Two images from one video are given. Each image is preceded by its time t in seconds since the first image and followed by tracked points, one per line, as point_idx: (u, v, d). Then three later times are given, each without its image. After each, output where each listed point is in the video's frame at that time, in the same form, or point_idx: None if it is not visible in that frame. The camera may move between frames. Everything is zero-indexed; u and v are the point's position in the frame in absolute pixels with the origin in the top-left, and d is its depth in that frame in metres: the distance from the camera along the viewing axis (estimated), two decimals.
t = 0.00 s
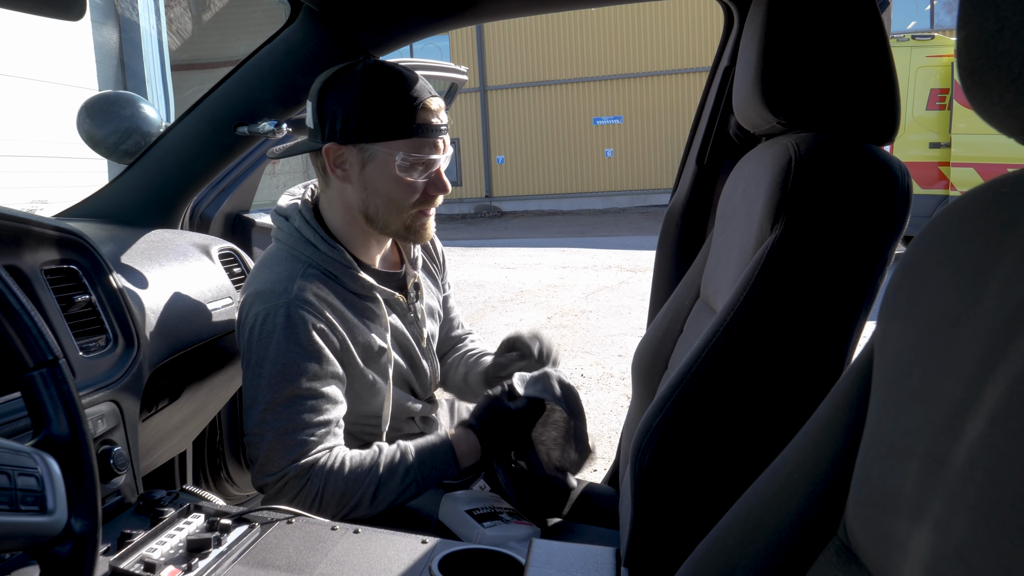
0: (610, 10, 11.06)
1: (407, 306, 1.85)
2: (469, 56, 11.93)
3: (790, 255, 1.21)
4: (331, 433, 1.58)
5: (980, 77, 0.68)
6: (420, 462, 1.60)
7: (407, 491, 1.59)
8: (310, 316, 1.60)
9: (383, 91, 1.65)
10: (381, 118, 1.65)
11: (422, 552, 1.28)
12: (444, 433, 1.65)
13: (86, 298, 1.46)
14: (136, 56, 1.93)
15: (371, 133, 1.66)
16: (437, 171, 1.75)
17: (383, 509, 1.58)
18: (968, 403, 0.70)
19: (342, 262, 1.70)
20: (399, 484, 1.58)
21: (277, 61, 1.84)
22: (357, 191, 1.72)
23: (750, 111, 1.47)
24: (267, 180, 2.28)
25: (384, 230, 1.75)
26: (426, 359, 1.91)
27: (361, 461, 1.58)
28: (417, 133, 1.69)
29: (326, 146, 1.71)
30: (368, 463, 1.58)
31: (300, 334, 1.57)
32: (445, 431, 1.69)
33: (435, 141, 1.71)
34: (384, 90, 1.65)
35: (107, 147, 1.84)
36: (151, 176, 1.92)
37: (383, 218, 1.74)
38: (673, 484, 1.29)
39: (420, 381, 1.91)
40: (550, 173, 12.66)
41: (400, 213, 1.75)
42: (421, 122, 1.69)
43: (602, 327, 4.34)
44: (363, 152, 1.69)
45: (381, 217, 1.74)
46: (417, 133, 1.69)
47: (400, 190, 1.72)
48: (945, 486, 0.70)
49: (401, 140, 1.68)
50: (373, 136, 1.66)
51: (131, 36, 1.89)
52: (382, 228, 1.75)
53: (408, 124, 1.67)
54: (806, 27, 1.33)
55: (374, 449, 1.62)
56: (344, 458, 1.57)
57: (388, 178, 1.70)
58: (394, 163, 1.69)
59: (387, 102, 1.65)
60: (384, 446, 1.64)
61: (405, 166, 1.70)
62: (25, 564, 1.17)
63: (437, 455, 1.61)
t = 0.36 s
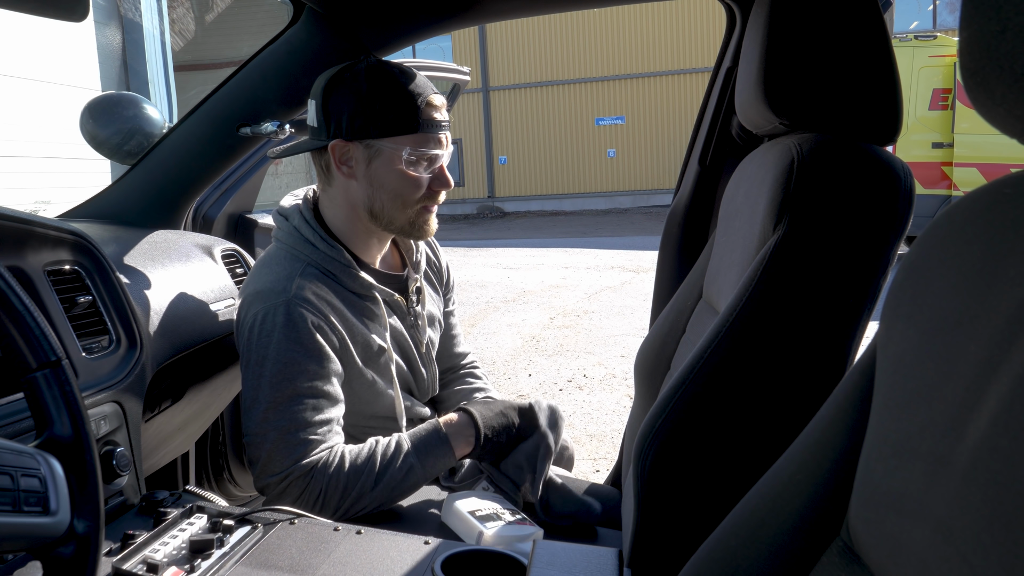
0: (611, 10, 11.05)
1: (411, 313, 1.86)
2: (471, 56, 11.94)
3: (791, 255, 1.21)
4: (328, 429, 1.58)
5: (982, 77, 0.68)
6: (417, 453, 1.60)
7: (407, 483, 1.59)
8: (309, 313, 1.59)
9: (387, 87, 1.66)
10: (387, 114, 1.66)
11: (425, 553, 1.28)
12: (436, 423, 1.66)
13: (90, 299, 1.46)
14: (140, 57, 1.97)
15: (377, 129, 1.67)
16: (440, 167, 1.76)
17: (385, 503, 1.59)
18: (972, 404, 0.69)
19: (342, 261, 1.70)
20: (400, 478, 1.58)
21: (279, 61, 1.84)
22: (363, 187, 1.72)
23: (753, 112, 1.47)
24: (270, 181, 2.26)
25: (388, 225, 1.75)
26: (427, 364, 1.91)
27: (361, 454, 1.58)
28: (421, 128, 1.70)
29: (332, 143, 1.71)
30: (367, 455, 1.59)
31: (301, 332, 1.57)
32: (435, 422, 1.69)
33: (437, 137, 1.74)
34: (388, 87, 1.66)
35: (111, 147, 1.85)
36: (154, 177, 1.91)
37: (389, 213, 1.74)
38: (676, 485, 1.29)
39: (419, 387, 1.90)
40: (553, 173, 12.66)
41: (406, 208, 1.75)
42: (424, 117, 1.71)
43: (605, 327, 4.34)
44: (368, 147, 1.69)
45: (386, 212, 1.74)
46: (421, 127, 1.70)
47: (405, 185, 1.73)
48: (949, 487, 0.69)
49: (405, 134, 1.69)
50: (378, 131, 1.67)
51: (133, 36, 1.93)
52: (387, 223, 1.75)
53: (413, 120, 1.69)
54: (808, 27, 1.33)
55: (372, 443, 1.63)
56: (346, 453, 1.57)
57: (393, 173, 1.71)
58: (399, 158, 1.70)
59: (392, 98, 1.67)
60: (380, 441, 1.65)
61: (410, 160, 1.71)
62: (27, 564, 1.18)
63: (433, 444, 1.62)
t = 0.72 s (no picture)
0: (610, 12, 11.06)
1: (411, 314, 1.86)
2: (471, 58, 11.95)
3: (789, 257, 1.21)
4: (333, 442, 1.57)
5: (981, 79, 0.68)
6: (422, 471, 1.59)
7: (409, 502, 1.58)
8: (310, 317, 1.59)
9: (401, 93, 1.66)
10: (398, 119, 1.66)
11: (424, 555, 1.28)
12: (448, 442, 1.64)
13: (89, 301, 1.46)
14: (139, 58, 1.98)
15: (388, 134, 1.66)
16: (446, 179, 1.76)
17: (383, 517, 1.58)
18: (971, 405, 0.69)
19: (345, 264, 1.70)
20: (402, 494, 1.57)
21: (279, 63, 1.84)
22: (368, 191, 1.72)
23: (752, 113, 1.47)
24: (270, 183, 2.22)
25: (389, 233, 1.75)
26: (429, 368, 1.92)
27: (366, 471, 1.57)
28: (431, 139, 1.70)
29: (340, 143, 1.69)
30: (371, 472, 1.58)
31: (302, 335, 1.57)
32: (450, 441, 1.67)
33: (446, 148, 1.73)
34: (402, 93, 1.66)
35: (110, 149, 1.84)
36: (152, 179, 1.88)
37: (390, 220, 1.74)
38: (676, 486, 1.29)
39: (421, 387, 1.89)
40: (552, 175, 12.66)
41: (408, 216, 1.75)
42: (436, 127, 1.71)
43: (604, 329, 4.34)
44: (377, 152, 1.69)
45: (387, 219, 1.74)
46: (432, 138, 1.70)
47: (410, 194, 1.73)
48: (948, 488, 0.69)
49: (415, 143, 1.69)
50: (388, 136, 1.66)
51: (134, 38, 1.93)
52: (387, 230, 1.75)
53: (424, 129, 1.68)
54: (808, 28, 1.33)
55: (378, 458, 1.62)
56: (349, 466, 1.57)
57: (398, 181, 1.71)
58: (407, 166, 1.70)
59: (405, 104, 1.67)
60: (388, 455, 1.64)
61: (418, 170, 1.71)
62: (27, 567, 1.18)
63: (445, 463, 1.60)
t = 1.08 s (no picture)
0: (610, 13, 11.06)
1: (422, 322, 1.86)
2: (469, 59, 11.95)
3: (790, 257, 1.20)
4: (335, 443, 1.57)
5: (981, 80, 0.68)
6: (423, 475, 1.58)
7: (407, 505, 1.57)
8: (321, 319, 1.60)
9: (431, 106, 1.67)
10: (426, 131, 1.67)
11: (424, 557, 1.28)
12: (449, 449, 1.62)
13: (89, 302, 1.47)
14: (139, 59, 1.98)
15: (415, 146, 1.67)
16: (468, 192, 1.76)
17: (379, 520, 1.57)
18: (971, 406, 0.69)
19: (359, 269, 1.70)
20: (399, 496, 1.57)
21: (280, 64, 1.85)
22: (390, 201, 1.72)
23: (752, 114, 1.47)
24: (270, 184, 2.24)
25: (409, 243, 1.74)
26: (438, 371, 1.92)
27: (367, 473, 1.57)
28: (456, 151, 1.70)
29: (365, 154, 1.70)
30: (371, 474, 1.57)
31: (311, 335, 1.57)
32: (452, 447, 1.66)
33: (469, 162, 1.73)
34: (432, 106, 1.68)
35: (110, 150, 1.83)
36: (153, 180, 1.91)
37: (411, 230, 1.74)
38: (676, 487, 1.29)
39: (426, 391, 1.90)
40: (552, 176, 12.67)
41: (430, 227, 1.74)
42: (462, 140, 1.71)
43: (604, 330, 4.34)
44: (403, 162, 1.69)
45: (408, 228, 1.74)
46: (458, 151, 1.70)
47: (432, 205, 1.72)
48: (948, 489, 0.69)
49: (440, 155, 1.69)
50: (414, 147, 1.67)
51: (133, 40, 1.93)
52: (408, 239, 1.74)
53: (451, 141, 1.69)
54: (807, 29, 1.33)
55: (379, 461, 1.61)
56: (350, 467, 1.56)
57: (422, 192, 1.71)
58: (431, 177, 1.70)
59: (435, 116, 1.68)
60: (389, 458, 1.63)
61: (442, 181, 1.71)
62: (24, 568, 1.17)
63: (449, 469, 1.59)
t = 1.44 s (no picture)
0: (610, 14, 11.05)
1: (409, 315, 1.87)
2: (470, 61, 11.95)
3: (791, 259, 1.21)
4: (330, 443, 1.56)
5: (980, 82, 0.68)
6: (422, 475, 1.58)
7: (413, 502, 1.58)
8: (310, 316, 1.59)
9: (409, 102, 1.66)
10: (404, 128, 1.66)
11: (423, 559, 1.28)
12: (448, 449, 1.62)
13: (89, 303, 1.46)
14: (139, 60, 1.97)
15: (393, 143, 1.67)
16: (448, 187, 1.76)
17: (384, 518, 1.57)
18: (969, 407, 0.70)
19: (344, 265, 1.71)
20: (399, 495, 1.57)
21: (278, 65, 1.85)
22: (369, 195, 1.72)
23: (754, 116, 1.46)
24: (269, 185, 2.22)
25: (388, 237, 1.75)
26: (428, 365, 1.92)
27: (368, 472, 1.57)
28: (436, 146, 1.69)
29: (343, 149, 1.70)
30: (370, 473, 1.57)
31: (301, 334, 1.57)
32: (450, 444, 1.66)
33: (450, 157, 1.72)
34: (410, 102, 1.67)
35: (111, 151, 1.84)
36: (152, 181, 1.92)
37: (389, 224, 1.74)
38: (676, 488, 1.29)
39: (416, 388, 1.88)
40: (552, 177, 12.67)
41: (409, 221, 1.75)
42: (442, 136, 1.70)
43: (605, 332, 4.33)
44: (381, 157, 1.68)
45: (385, 222, 1.74)
46: (436, 146, 1.69)
47: (411, 200, 1.72)
48: (947, 490, 0.69)
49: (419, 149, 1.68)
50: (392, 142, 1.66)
51: (134, 40, 1.93)
52: (386, 233, 1.74)
53: (430, 138, 1.68)
54: (808, 31, 1.33)
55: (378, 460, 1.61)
56: (348, 467, 1.56)
57: (401, 187, 1.71)
58: (410, 172, 1.70)
59: (413, 113, 1.67)
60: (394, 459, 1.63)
61: (422, 176, 1.70)
62: (24, 570, 1.17)
63: (444, 467, 1.59)
